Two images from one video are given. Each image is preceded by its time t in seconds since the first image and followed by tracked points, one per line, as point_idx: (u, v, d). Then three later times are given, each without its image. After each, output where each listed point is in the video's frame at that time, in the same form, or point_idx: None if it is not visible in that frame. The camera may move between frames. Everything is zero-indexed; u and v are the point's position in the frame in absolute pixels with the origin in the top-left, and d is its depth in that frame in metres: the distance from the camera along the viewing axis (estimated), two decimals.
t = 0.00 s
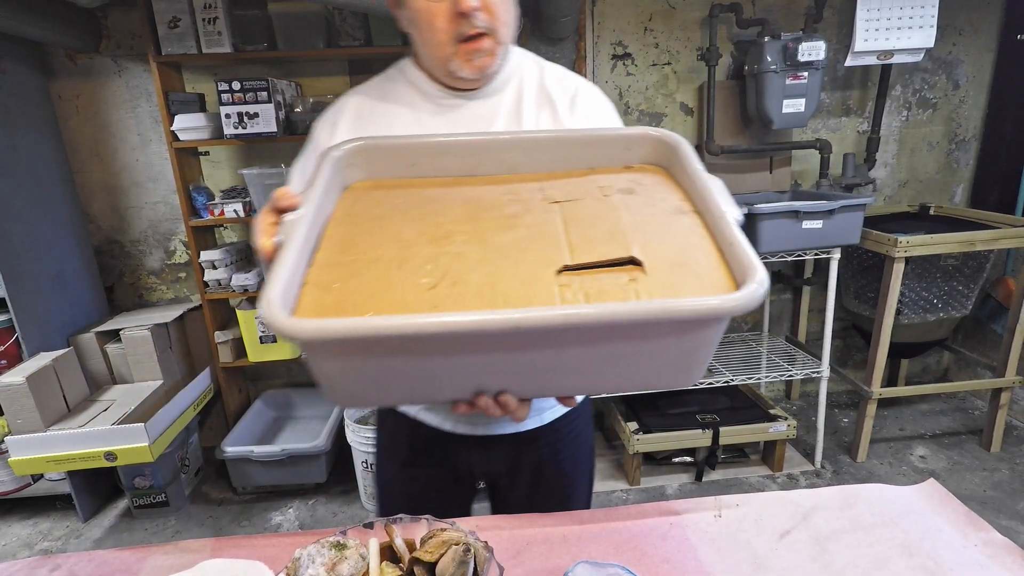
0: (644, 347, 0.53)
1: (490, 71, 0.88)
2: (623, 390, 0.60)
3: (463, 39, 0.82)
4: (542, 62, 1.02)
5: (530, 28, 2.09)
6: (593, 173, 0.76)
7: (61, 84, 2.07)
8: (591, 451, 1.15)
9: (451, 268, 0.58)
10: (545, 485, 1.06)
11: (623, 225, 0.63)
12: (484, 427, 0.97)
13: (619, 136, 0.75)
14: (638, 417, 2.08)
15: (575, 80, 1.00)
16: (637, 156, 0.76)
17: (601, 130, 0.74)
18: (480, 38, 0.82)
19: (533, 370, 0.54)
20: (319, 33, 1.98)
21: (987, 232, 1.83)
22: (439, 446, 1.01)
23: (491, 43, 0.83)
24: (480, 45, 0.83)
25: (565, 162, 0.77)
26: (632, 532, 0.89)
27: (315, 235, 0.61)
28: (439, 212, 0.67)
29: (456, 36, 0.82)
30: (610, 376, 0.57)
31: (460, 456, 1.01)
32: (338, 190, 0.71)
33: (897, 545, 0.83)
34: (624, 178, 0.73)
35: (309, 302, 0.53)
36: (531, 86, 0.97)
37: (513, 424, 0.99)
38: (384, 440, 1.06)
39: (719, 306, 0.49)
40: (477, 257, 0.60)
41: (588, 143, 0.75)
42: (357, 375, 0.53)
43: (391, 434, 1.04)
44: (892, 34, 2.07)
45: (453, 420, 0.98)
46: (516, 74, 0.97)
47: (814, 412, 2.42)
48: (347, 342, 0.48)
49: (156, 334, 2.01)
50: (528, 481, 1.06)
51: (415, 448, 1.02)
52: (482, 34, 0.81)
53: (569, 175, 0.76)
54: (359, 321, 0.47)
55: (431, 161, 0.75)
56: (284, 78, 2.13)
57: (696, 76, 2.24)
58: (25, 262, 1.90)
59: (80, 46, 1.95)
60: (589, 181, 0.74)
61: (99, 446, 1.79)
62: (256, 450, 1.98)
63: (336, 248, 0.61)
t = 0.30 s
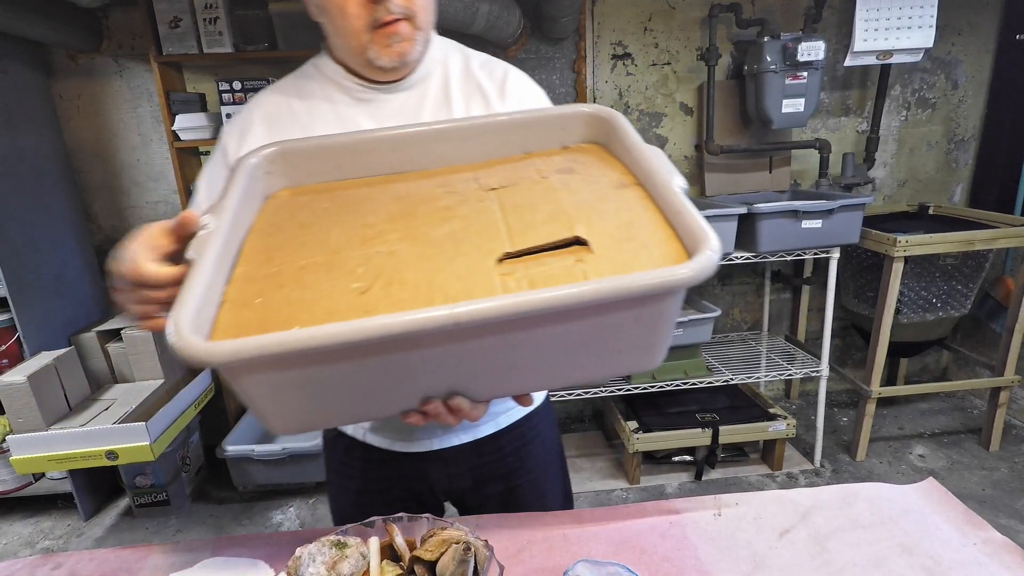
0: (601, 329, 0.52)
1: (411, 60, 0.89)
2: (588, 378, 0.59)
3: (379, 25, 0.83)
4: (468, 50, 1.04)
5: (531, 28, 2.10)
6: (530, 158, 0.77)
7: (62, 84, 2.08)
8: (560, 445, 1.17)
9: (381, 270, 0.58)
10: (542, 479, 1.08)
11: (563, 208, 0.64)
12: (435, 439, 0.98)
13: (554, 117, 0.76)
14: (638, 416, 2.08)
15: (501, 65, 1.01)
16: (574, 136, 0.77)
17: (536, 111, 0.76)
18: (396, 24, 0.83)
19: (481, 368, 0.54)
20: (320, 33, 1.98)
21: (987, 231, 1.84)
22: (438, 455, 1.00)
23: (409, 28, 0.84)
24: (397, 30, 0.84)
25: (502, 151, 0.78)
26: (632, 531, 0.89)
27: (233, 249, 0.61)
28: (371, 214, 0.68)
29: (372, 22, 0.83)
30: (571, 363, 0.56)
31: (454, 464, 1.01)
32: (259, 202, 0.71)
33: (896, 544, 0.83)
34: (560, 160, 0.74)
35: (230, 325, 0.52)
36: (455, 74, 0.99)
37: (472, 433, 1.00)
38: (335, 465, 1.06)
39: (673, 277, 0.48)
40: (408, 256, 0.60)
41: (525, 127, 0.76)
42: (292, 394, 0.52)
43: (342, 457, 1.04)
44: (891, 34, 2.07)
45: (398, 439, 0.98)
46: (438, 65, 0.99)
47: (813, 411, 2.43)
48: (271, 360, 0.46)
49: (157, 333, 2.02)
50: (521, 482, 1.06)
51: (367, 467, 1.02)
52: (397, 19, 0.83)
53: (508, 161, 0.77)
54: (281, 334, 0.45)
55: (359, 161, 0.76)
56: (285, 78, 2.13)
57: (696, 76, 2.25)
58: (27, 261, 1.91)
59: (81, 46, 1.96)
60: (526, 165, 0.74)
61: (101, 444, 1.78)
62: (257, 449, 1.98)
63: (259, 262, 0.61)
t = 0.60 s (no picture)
0: (581, 334, 0.52)
1: (389, 61, 0.91)
2: (571, 384, 0.60)
3: (354, 25, 0.85)
4: (447, 49, 1.05)
5: (531, 28, 2.10)
6: (512, 162, 0.78)
7: (64, 83, 2.08)
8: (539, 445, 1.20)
9: (358, 278, 0.59)
10: (530, 480, 1.12)
11: (543, 212, 0.65)
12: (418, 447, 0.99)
13: (537, 121, 0.77)
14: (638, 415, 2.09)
15: (481, 65, 1.03)
16: (556, 138, 0.79)
17: (516, 115, 0.77)
18: (372, 23, 0.86)
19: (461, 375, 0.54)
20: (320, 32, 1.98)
21: (986, 231, 1.84)
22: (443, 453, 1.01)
23: (386, 30, 0.87)
24: (373, 31, 0.86)
25: (480, 154, 0.79)
26: (631, 530, 0.89)
27: (204, 256, 0.62)
28: (348, 222, 0.69)
29: (346, 20, 0.85)
30: (554, 368, 0.56)
31: (456, 463, 1.02)
32: (232, 209, 0.72)
33: (896, 543, 0.84)
34: (542, 164, 0.75)
35: (199, 332, 0.53)
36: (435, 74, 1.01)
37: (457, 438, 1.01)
38: (318, 473, 1.06)
39: (656, 281, 0.48)
40: (384, 263, 0.60)
41: (506, 131, 0.77)
42: (263, 403, 0.52)
43: (325, 464, 1.04)
44: (890, 34, 2.08)
45: (381, 447, 0.99)
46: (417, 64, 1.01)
47: (812, 410, 2.43)
48: (239, 370, 0.47)
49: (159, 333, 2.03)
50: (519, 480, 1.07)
51: (350, 473, 1.02)
52: (374, 19, 0.85)
53: (489, 164, 0.79)
54: (251, 344, 0.46)
55: (335, 166, 0.77)
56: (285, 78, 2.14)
57: (696, 75, 2.25)
58: (29, 261, 1.91)
59: (83, 46, 1.96)
60: (507, 169, 0.76)
61: (102, 443, 1.78)
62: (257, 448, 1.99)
63: (233, 270, 0.62)
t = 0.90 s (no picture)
0: (583, 340, 0.52)
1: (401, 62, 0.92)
2: (576, 388, 0.59)
3: (367, 28, 0.86)
4: (464, 51, 1.07)
5: (531, 28, 2.10)
6: (517, 165, 0.79)
7: (66, 83, 2.09)
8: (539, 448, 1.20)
9: (362, 283, 0.59)
10: (531, 481, 1.13)
11: (546, 215, 0.65)
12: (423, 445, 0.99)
13: (542, 123, 0.77)
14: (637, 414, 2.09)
15: (496, 67, 1.04)
16: (562, 141, 0.79)
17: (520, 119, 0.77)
18: (386, 27, 0.86)
19: (462, 381, 0.55)
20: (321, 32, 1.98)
21: (985, 230, 1.84)
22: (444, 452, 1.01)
23: (397, 32, 0.88)
24: (386, 34, 0.87)
25: (487, 160, 0.80)
26: (631, 528, 0.90)
27: (212, 266, 0.62)
28: (353, 228, 0.70)
29: (359, 23, 0.86)
30: (556, 374, 0.56)
31: (457, 463, 1.02)
32: (242, 220, 0.72)
33: (895, 541, 0.84)
34: (548, 167, 0.76)
35: (201, 342, 0.53)
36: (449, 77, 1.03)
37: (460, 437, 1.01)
38: (322, 468, 1.07)
39: (656, 282, 0.48)
40: (388, 270, 0.61)
41: (510, 135, 0.78)
42: (264, 410, 0.53)
43: (329, 460, 1.05)
44: (889, 34, 2.08)
45: (385, 442, 0.99)
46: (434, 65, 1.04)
47: (812, 409, 2.44)
48: (236, 378, 0.47)
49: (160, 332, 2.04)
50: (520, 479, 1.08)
51: (354, 470, 1.03)
52: (385, 22, 0.86)
53: (495, 169, 0.79)
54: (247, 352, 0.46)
55: (342, 174, 0.78)
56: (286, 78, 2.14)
57: (695, 75, 2.26)
58: (30, 260, 1.92)
59: (84, 46, 1.97)
60: (512, 173, 0.76)
61: (104, 441, 1.78)
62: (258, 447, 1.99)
63: (238, 279, 0.62)
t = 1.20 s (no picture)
0: (591, 340, 0.52)
1: (415, 71, 0.92)
2: (583, 390, 0.59)
3: (378, 38, 0.86)
4: (486, 52, 1.07)
5: (531, 28, 2.11)
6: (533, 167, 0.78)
7: (67, 83, 2.09)
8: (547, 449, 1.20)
9: (374, 281, 0.59)
10: (539, 482, 1.13)
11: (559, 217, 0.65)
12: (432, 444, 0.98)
13: (560, 126, 0.77)
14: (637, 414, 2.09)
15: (518, 71, 1.03)
16: (580, 144, 0.78)
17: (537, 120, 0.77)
18: (397, 38, 0.86)
19: (470, 378, 0.55)
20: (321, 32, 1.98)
21: (984, 230, 1.85)
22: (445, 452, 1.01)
23: (410, 45, 0.88)
24: (397, 46, 0.87)
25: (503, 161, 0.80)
26: (631, 528, 0.90)
27: (227, 261, 0.63)
28: (366, 226, 0.70)
29: (371, 32, 0.86)
30: (564, 375, 0.56)
31: (458, 463, 1.02)
32: (259, 216, 0.73)
33: (895, 541, 0.84)
34: (564, 169, 0.75)
35: (211, 334, 0.53)
36: (471, 81, 1.03)
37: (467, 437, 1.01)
38: (332, 461, 1.07)
39: (664, 284, 0.47)
40: (400, 268, 0.61)
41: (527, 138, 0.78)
42: (272, 403, 0.53)
43: (336, 454, 1.06)
44: (888, 34, 2.09)
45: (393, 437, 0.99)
46: (456, 67, 1.03)
47: (812, 408, 2.44)
48: (243, 369, 0.47)
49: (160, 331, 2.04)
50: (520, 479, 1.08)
51: (358, 466, 1.03)
52: (397, 34, 0.86)
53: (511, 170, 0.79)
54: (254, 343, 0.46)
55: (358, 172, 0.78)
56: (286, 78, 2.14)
57: (695, 75, 2.26)
58: (31, 260, 1.92)
59: (85, 47, 1.97)
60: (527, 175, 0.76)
61: (104, 441, 1.78)
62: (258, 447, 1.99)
63: (251, 274, 0.63)
